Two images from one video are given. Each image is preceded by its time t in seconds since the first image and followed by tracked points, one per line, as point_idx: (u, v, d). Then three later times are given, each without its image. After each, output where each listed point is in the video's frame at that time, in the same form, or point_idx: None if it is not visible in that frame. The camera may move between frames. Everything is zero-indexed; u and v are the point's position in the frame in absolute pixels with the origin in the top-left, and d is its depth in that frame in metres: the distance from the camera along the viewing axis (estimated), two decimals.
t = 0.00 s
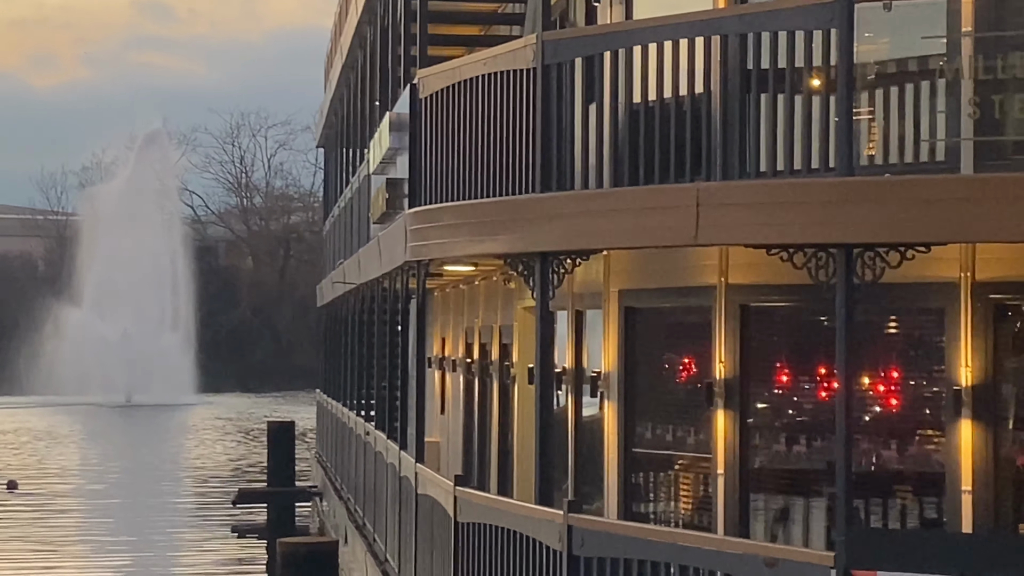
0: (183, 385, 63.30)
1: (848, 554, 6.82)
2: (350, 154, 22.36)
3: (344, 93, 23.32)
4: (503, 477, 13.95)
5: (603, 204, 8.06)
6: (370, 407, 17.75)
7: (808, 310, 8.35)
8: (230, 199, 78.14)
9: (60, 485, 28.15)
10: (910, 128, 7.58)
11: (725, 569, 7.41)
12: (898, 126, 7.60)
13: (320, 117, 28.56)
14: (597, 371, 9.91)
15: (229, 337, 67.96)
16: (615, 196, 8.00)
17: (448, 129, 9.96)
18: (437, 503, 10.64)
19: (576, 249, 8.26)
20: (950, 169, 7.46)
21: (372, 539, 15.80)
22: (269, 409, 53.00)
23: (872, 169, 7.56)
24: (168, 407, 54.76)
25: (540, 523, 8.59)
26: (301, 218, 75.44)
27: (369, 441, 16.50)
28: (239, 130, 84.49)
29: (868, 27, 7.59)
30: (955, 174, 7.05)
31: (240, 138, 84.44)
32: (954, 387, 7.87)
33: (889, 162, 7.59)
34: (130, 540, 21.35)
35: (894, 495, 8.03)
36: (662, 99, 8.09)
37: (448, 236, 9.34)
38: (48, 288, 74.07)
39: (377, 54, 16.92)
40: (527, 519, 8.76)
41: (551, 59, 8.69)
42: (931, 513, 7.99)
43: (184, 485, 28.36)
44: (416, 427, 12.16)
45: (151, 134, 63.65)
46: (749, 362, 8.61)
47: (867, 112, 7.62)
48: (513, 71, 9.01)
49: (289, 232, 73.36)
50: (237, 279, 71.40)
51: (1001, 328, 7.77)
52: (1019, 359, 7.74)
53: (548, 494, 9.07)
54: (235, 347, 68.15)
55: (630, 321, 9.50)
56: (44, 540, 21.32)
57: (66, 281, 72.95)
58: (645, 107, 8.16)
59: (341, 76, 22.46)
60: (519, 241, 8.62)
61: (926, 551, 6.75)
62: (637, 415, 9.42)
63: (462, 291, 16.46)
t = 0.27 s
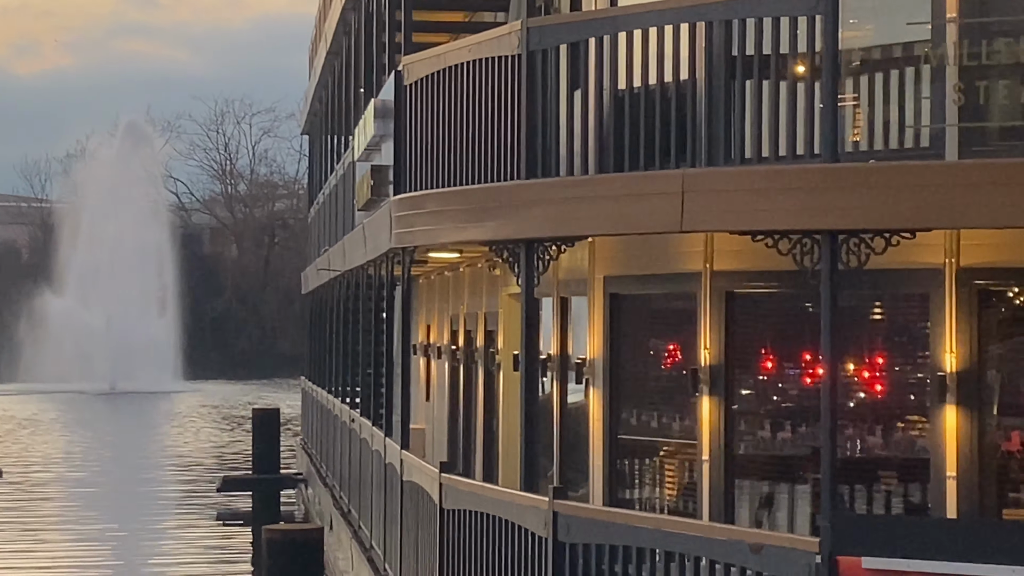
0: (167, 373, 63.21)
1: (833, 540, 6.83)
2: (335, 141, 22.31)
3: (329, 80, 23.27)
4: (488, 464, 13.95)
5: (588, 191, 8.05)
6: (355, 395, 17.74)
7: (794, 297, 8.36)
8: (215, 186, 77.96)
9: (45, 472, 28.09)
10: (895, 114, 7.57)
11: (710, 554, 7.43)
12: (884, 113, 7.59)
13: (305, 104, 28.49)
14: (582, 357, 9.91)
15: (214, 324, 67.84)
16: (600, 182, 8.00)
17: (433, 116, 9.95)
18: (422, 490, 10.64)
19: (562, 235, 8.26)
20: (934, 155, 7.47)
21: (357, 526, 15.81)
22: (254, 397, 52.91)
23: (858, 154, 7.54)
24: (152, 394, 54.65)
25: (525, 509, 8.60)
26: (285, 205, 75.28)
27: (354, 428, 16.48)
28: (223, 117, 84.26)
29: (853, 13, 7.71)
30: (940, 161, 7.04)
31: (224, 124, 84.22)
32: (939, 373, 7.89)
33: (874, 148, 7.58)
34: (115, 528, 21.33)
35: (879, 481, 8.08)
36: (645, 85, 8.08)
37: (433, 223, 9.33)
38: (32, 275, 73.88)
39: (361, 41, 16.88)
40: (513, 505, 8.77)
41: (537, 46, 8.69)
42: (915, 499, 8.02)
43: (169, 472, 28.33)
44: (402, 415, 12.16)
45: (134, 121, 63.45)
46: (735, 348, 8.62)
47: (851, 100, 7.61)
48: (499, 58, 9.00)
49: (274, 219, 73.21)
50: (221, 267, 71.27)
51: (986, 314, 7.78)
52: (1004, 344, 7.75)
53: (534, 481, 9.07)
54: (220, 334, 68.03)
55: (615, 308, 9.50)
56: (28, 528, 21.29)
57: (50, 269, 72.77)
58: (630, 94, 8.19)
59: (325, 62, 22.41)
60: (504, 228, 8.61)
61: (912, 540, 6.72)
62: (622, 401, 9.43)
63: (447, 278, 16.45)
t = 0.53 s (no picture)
0: (162, 358, 63.16)
1: (829, 525, 6.71)
2: (330, 128, 22.30)
3: (324, 66, 23.26)
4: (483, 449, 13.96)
5: (584, 176, 8.05)
6: (351, 380, 17.73)
7: (789, 283, 8.37)
8: (210, 172, 77.88)
9: (40, 459, 28.09)
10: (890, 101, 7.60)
11: (705, 539, 7.44)
12: (880, 99, 7.61)
13: (299, 90, 28.46)
14: (576, 343, 9.91)
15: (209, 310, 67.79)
16: (594, 168, 8.00)
17: (428, 102, 9.94)
18: (417, 476, 10.65)
19: (556, 221, 8.25)
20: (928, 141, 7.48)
21: (352, 512, 15.82)
22: (249, 382, 52.87)
23: (853, 140, 7.50)
24: (147, 380, 54.61)
25: (521, 495, 8.60)
26: (280, 191, 75.21)
27: (349, 413, 16.48)
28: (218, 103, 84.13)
29: None
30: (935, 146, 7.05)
31: (218, 110, 84.10)
32: (933, 358, 7.90)
33: (869, 134, 7.59)
34: (110, 514, 21.33)
35: (874, 467, 8.11)
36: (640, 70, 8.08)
37: (428, 209, 9.32)
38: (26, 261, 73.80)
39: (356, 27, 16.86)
40: (508, 491, 8.78)
41: (531, 32, 8.67)
42: (910, 485, 8.04)
43: (164, 458, 28.33)
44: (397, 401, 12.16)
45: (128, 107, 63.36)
46: (729, 334, 8.64)
47: (846, 86, 7.64)
48: (495, 43, 8.99)
49: (269, 205, 73.15)
50: (216, 253, 71.22)
51: (981, 300, 7.78)
52: (997, 330, 7.75)
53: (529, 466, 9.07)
54: (215, 320, 67.98)
55: (609, 294, 9.49)
56: (23, 514, 21.29)
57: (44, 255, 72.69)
58: (625, 79, 8.20)
59: (320, 48, 22.38)
60: (499, 213, 8.60)
61: (904, 524, 6.53)
62: (617, 387, 9.43)
63: (442, 264, 16.45)
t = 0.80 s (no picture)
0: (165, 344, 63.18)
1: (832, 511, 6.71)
2: (333, 114, 22.28)
3: (328, 52, 23.23)
4: (486, 436, 13.97)
5: (587, 162, 8.03)
6: (354, 366, 17.74)
7: (793, 270, 8.36)
8: (213, 158, 77.86)
9: (44, 445, 28.12)
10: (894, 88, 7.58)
11: (709, 526, 7.44)
12: (884, 86, 7.60)
13: (302, 76, 28.46)
14: (579, 330, 9.89)
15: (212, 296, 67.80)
16: (598, 154, 7.99)
17: (431, 88, 9.93)
18: (421, 462, 10.66)
19: (559, 207, 8.25)
20: (933, 128, 7.48)
21: (356, 498, 15.83)
22: (253, 368, 52.89)
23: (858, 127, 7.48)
24: (149, 366, 54.62)
25: (524, 481, 8.61)
26: (283, 177, 75.19)
27: (353, 399, 16.49)
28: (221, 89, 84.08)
29: None
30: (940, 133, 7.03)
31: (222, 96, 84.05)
32: (937, 345, 7.89)
33: (872, 120, 7.59)
34: (114, 500, 21.36)
35: (877, 453, 8.12)
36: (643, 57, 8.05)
37: (431, 195, 9.31)
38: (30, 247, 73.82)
39: (359, 13, 16.85)
40: (511, 477, 8.78)
41: (535, 18, 8.66)
42: (914, 471, 8.05)
43: (168, 445, 28.35)
44: (400, 387, 12.17)
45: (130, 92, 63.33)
46: (732, 320, 8.63)
47: (851, 73, 7.63)
48: (499, 29, 8.98)
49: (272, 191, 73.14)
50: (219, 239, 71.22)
51: (985, 286, 7.79)
52: (1001, 317, 7.74)
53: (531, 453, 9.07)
54: (218, 306, 67.99)
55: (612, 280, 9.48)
56: (27, 500, 21.33)
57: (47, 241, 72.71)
58: (629, 66, 8.18)
59: (323, 34, 22.38)
60: (501, 200, 8.59)
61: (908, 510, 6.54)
62: (620, 374, 9.43)
63: (444, 251, 16.45)
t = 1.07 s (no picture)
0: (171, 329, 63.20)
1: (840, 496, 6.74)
2: (340, 99, 22.27)
3: (334, 38, 23.21)
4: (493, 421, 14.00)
5: (594, 148, 8.02)
6: (361, 351, 17.75)
7: (801, 256, 8.37)
8: (219, 143, 77.83)
9: (49, 429, 28.15)
10: (902, 73, 7.58)
11: (717, 511, 7.43)
12: (891, 71, 7.60)
13: (309, 62, 28.44)
14: (586, 316, 9.86)
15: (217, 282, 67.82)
16: (606, 140, 7.97)
17: (438, 72, 9.91)
18: (428, 447, 10.67)
19: (566, 193, 8.23)
20: (942, 114, 7.47)
21: (362, 483, 15.85)
22: (259, 354, 52.87)
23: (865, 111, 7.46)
24: (155, 351, 54.63)
25: (531, 467, 8.62)
26: (289, 162, 75.15)
27: (359, 384, 16.50)
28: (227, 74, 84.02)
29: None
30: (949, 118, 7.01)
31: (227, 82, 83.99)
32: (945, 331, 7.89)
33: (880, 106, 7.59)
34: (120, 484, 21.37)
35: (884, 439, 8.10)
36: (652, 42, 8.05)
37: (438, 180, 9.29)
38: (35, 232, 73.83)
39: None
40: (518, 463, 8.79)
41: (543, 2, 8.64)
42: (921, 457, 8.05)
43: (174, 430, 28.37)
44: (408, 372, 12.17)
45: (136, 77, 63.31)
46: (739, 307, 8.62)
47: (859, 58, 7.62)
48: (505, 14, 8.94)
49: (277, 176, 73.11)
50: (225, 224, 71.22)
51: (993, 273, 7.78)
52: (1008, 303, 7.74)
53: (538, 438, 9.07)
54: (223, 291, 67.99)
55: (620, 266, 9.46)
56: (32, 484, 21.34)
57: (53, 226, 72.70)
58: (637, 51, 8.18)
59: (330, 20, 22.35)
60: (508, 185, 8.58)
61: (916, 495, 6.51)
62: (626, 360, 9.41)
63: (451, 236, 16.45)
